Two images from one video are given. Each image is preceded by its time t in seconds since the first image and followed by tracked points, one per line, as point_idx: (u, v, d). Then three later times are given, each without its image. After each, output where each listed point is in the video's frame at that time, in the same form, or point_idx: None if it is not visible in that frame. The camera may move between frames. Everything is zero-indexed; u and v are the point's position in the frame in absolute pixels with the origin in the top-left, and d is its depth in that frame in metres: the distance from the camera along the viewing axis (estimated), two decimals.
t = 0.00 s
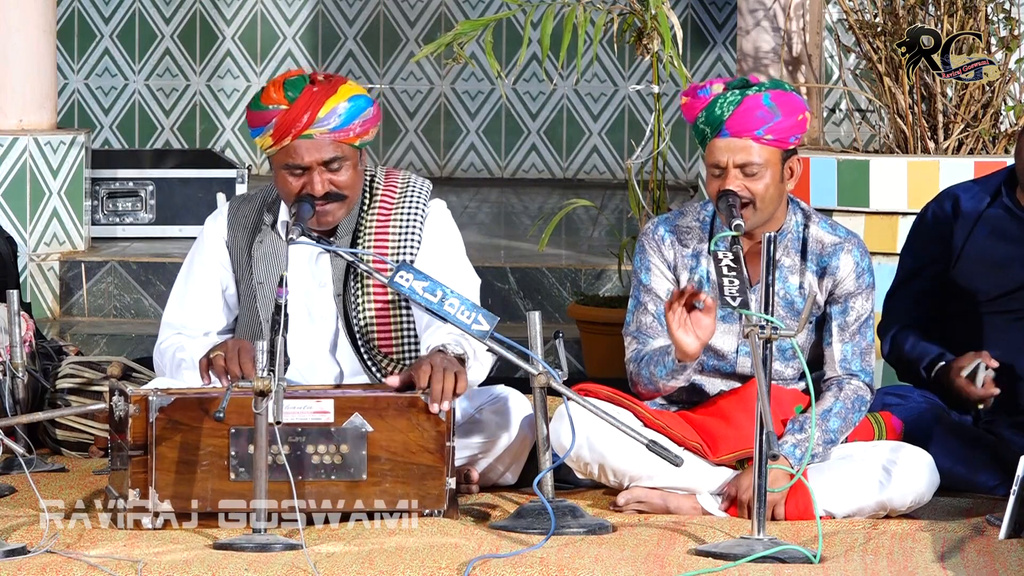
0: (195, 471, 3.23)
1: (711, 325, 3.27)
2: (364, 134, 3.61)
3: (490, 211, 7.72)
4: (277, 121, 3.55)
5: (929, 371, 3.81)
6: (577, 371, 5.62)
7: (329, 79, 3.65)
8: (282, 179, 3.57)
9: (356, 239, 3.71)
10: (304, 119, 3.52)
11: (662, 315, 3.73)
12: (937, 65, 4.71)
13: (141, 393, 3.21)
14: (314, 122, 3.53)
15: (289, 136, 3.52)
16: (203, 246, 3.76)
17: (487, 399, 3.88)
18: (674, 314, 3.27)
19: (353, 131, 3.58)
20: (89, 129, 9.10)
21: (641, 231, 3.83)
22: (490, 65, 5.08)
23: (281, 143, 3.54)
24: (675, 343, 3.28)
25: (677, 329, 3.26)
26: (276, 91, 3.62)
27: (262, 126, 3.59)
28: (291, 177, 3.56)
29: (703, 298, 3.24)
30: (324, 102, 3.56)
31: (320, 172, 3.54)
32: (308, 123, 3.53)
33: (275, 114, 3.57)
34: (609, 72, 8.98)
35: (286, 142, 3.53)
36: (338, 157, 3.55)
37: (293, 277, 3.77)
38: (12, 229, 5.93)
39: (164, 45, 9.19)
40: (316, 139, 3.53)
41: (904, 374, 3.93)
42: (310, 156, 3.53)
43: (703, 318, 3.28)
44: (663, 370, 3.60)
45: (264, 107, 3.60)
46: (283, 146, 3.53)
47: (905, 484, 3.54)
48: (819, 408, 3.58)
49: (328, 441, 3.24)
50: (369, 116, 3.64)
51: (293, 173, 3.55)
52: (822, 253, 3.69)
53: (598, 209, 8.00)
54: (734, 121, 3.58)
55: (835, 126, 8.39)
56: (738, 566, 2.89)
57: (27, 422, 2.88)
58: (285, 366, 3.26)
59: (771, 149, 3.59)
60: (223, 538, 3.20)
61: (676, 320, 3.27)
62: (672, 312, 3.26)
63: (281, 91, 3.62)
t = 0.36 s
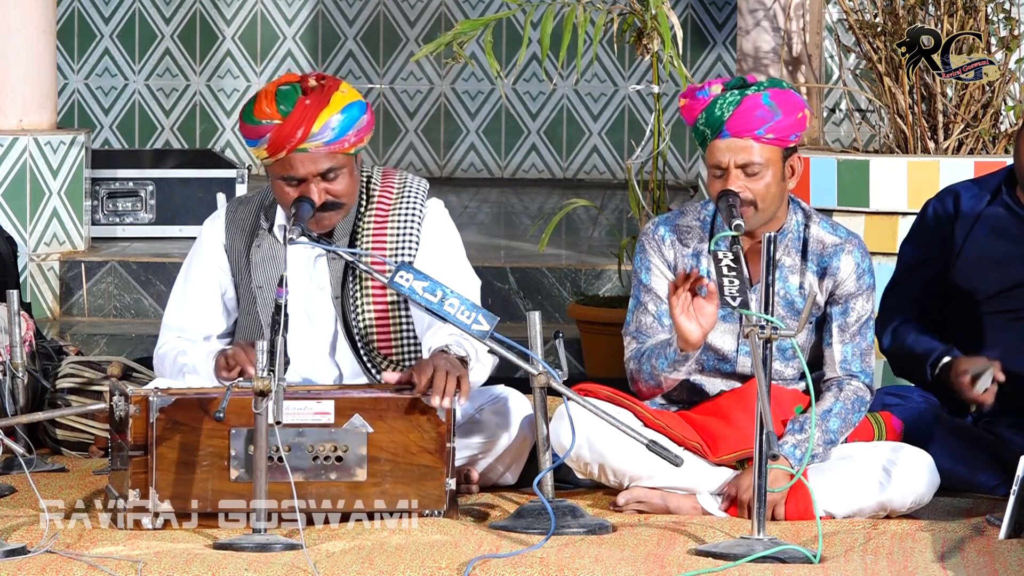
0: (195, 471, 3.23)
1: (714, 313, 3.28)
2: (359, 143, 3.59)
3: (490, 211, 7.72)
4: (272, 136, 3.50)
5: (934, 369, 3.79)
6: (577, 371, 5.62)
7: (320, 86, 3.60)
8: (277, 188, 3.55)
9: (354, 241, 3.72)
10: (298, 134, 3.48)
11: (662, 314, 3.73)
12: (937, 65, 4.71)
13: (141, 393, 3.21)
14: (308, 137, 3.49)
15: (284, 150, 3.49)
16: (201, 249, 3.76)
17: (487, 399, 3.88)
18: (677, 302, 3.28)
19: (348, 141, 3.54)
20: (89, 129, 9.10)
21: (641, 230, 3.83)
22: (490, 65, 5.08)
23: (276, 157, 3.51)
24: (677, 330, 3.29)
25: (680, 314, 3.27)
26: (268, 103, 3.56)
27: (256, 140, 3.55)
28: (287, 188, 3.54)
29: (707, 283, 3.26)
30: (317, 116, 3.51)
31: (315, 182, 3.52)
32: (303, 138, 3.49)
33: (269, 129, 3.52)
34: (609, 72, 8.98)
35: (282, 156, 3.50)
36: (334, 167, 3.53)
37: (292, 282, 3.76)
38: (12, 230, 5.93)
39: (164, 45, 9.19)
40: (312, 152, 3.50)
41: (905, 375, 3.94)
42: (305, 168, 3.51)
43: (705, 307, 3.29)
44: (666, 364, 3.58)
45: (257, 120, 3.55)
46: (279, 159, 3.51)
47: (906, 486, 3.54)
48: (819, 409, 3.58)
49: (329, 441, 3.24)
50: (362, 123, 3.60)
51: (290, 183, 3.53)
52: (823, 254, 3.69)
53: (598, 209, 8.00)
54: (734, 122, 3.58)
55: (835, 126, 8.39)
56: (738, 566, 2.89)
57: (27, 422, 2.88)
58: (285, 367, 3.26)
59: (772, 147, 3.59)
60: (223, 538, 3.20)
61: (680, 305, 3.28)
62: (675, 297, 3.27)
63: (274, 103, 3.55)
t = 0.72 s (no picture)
0: (195, 471, 3.23)
1: (708, 314, 3.22)
2: (377, 143, 3.62)
3: (489, 211, 7.72)
4: (299, 133, 3.49)
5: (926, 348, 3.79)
6: (577, 371, 5.62)
7: (340, 85, 3.60)
8: (291, 183, 3.56)
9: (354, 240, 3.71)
10: (327, 131, 3.49)
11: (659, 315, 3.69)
12: (937, 65, 4.71)
13: (141, 393, 3.21)
14: (336, 134, 3.50)
15: (309, 147, 3.49)
16: (199, 250, 3.76)
17: (487, 399, 3.89)
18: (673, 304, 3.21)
19: (369, 142, 3.57)
20: (89, 129, 9.10)
21: (641, 231, 3.84)
22: (489, 65, 5.08)
23: (299, 153, 3.50)
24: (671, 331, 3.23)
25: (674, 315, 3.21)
26: (293, 99, 3.53)
27: (280, 136, 3.50)
28: (303, 185, 3.55)
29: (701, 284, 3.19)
30: (345, 114, 3.53)
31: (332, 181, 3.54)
32: (331, 135, 3.49)
33: (296, 125, 3.49)
34: (609, 72, 8.99)
35: (305, 152, 3.50)
36: (351, 166, 3.54)
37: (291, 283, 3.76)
38: (12, 230, 5.93)
39: (164, 45, 9.19)
40: (336, 150, 3.51)
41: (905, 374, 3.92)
42: (328, 165, 3.52)
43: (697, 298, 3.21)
44: (655, 360, 3.61)
45: (282, 116, 3.51)
46: (302, 156, 3.50)
47: (905, 486, 3.54)
48: (820, 409, 3.58)
49: (329, 441, 3.24)
50: (381, 125, 3.64)
51: (307, 182, 3.55)
52: (822, 255, 3.68)
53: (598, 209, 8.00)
54: (722, 120, 3.58)
55: (835, 126, 8.40)
56: (738, 566, 2.89)
57: (27, 422, 2.88)
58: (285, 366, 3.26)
59: (757, 151, 3.58)
60: (223, 537, 3.20)
61: (674, 306, 3.21)
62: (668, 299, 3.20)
63: (299, 99, 3.53)
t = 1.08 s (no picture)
0: (195, 470, 3.23)
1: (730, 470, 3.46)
2: (373, 151, 3.61)
3: (490, 211, 7.72)
4: (290, 127, 3.50)
5: (928, 367, 3.78)
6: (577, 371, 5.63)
7: (344, 89, 3.61)
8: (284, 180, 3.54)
9: (355, 239, 3.70)
10: (319, 130, 3.49)
11: (660, 325, 3.76)
12: (937, 65, 4.70)
13: (141, 392, 3.21)
14: (327, 135, 3.50)
15: (298, 144, 3.49)
16: (200, 247, 3.76)
17: (487, 399, 3.89)
18: (692, 464, 3.45)
19: (363, 148, 3.56)
20: (89, 129, 9.10)
21: (640, 235, 3.83)
22: (489, 65, 5.07)
23: (290, 149, 3.51)
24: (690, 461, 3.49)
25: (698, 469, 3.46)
26: (292, 96, 3.55)
27: (274, 129, 3.53)
28: (295, 182, 3.53)
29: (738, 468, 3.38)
30: (341, 116, 3.53)
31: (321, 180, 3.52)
32: (321, 134, 3.49)
33: (289, 120, 3.51)
34: (609, 72, 8.99)
35: (296, 149, 3.50)
36: (344, 169, 3.53)
37: (292, 279, 3.77)
38: (12, 229, 5.93)
39: (164, 45, 9.19)
40: (326, 150, 3.51)
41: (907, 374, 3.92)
42: (316, 164, 3.51)
43: (722, 438, 3.42)
44: (660, 396, 3.65)
45: (278, 110, 3.54)
46: (292, 152, 3.50)
47: (906, 483, 3.55)
48: (820, 409, 3.58)
49: (328, 441, 3.24)
50: (380, 133, 3.63)
51: (298, 178, 3.53)
52: (821, 255, 3.68)
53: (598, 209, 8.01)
54: (704, 125, 3.59)
55: (835, 126, 8.40)
56: (738, 566, 2.89)
57: (27, 422, 2.89)
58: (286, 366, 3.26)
59: (736, 156, 3.57)
60: (223, 537, 3.20)
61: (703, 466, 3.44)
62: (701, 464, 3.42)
63: (297, 96, 3.55)
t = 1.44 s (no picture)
0: (195, 471, 3.23)
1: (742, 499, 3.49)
2: (379, 138, 3.63)
3: (490, 211, 7.72)
4: (298, 119, 3.51)
5: (933, 364, 3.75)
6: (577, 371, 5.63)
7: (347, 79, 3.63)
8: (291, 173, 3.57)
9: (355, 238, 3.70)
10: (327, 119, 3.50)
11: (663, 324, 3.76)
12: (937, 65, 4.70)
13: (141, 393, 3.20)
14: (335, 123, 3.51)
15: (308, 135, 3.50)
16: (202, 244, 3.76)
17: (487, 399, 3.88)
18: (700, 483, 3.48)
19: (370, 135, 3.58)
20: (89, 129, 9.10)
21: (641, 234, 3.83)
22: (490, 65, 5.07)
23: (299, 141, 3.52)
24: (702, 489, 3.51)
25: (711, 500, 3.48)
26: (297, 87, 3.56)
27: (282, 122, 3.53)
28: (304, 175, 3.55)
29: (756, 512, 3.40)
30: (347, 104, 3.55)
31: (332, 172, 3.53)
32: (330, 123, 3.51)
33: (296, 112, 3.51)
34: (609, 72, 8.99)
35: (305, 140, 3.51)
36: (352, 158, 3.55)
37: (295, 278, 3.77)
38: (12, 230, 5.93)
39: (164, 45, 9.19)
40: (336, 139, 3.52)
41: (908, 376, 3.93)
42: (327, 155, 3.52)
43: (738, 473, 3.42)
44: (671, 403, 3.64)
45: (284, 103, 3.54)
46: (302, 144, 3.51)
47: (907, 485, 3.53)
48: (820, 409, 3.58)
49: (329, 441, 3.24)
50: (385, 121, 3.65)
51: (307, 171, 3.55)
52: (823, 253, 3.68)
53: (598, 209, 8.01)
54: (705, 128, 3.58)
55: (835, 126, 8.40)
56: (738, 566, 2.89)
57: (27, 422, 2.89)
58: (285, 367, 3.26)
59: (736, 158, 3.56)
60: (223, 537, 3.20)
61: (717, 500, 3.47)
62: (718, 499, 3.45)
63: (302, 87, 3.56)
